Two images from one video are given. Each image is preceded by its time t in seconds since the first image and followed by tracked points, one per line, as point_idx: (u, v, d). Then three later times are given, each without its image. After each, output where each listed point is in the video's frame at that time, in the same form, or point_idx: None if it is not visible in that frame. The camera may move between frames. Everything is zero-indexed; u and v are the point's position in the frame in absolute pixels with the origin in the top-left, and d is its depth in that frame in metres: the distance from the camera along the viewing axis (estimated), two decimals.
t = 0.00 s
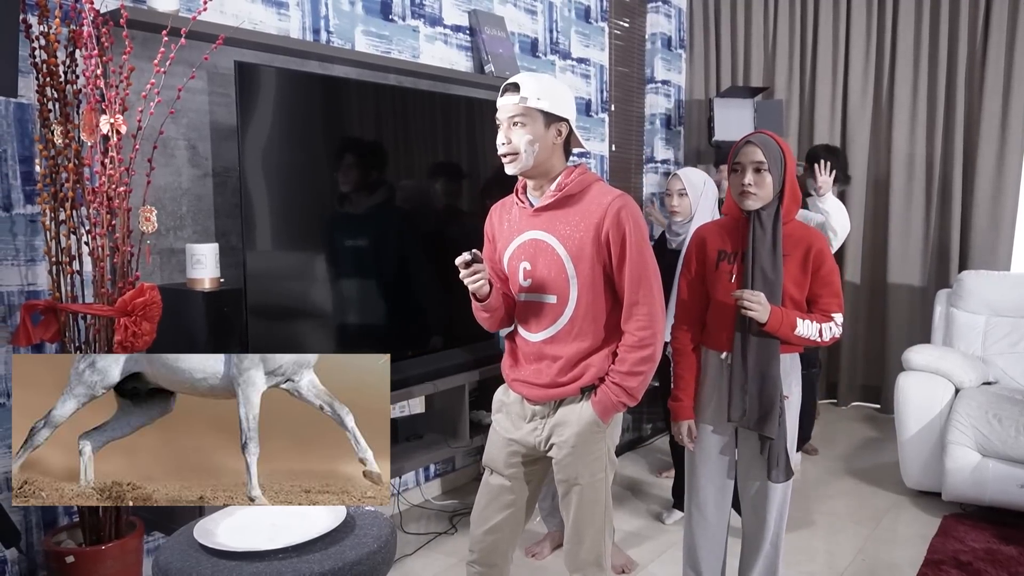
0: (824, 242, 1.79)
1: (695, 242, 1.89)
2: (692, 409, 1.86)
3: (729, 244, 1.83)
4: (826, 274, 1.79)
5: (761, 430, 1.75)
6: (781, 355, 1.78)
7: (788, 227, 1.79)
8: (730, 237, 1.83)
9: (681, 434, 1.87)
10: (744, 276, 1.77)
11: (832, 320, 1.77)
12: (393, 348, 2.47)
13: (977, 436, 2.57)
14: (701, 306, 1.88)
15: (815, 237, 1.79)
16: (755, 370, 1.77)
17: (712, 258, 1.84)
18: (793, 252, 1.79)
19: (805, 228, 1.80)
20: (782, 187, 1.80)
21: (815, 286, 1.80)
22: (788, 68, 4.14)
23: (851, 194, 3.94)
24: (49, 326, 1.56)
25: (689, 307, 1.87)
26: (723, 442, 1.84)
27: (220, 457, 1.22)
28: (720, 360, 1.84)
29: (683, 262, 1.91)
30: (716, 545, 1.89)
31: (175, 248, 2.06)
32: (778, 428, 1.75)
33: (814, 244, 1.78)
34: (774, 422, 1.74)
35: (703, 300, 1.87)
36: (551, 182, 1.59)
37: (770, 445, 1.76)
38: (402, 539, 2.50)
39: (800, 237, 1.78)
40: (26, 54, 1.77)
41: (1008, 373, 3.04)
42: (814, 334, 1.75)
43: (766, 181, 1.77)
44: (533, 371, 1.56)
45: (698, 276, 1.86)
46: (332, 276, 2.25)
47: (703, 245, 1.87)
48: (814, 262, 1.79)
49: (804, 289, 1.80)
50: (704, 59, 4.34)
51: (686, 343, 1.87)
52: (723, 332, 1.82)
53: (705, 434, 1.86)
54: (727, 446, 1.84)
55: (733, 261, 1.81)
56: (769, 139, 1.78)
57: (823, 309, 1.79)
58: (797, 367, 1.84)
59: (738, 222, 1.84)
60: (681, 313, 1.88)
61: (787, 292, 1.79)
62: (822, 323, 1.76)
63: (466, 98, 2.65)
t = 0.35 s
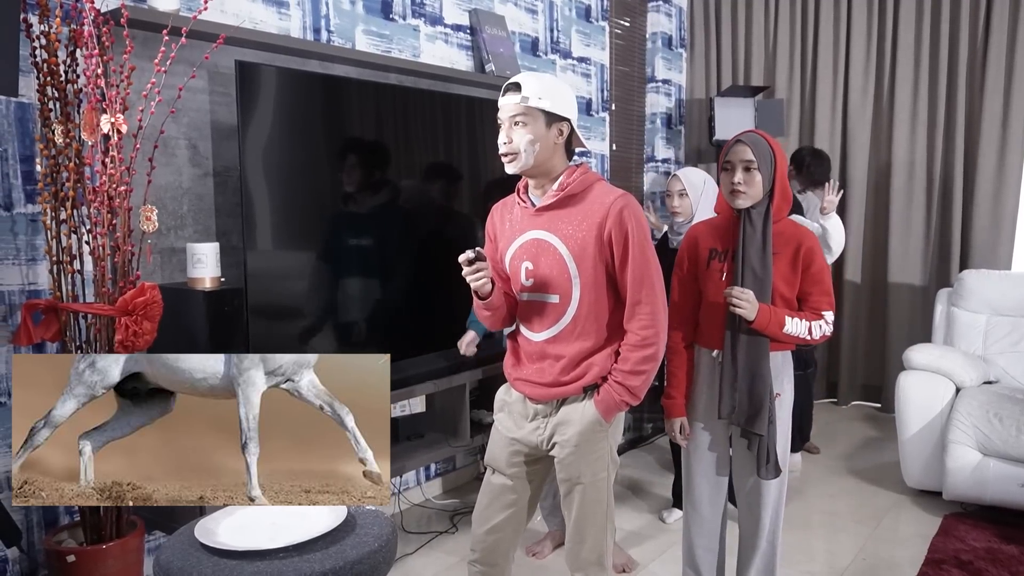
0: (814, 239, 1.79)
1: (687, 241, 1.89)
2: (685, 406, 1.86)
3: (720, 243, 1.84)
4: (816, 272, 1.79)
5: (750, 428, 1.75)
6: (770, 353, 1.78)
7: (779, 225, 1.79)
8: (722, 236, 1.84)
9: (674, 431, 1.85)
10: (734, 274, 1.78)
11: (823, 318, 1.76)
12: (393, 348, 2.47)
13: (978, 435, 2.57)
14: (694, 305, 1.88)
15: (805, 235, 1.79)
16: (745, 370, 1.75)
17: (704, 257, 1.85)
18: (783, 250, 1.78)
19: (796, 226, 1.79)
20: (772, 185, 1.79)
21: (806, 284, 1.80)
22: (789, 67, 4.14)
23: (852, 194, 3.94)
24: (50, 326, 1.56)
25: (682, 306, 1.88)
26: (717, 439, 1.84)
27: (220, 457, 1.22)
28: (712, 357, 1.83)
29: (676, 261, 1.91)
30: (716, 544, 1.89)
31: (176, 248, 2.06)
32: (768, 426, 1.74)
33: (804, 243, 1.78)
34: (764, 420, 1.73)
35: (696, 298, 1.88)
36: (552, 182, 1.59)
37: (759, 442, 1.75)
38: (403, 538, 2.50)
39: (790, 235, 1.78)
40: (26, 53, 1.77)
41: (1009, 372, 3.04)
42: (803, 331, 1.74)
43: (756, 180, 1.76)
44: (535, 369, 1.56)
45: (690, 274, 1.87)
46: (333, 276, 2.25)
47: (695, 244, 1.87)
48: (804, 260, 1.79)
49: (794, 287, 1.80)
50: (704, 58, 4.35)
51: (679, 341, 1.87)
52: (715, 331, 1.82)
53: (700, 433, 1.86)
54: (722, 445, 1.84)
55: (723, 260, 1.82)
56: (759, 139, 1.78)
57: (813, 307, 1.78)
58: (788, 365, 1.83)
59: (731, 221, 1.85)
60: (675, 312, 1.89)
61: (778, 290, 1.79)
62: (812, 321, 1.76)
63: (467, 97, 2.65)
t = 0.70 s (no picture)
0: (805, 237, 1.79)
1: (680, 240, 1.89)
2: (678, 405, 1.85)
3: (712, 242, 1.84)
4: (807, 271, 1.79)
5: (742, 426, 1.74)
6: (761, 352, 1.77)
7: (771, 224, 1.79)
8: (715, 235, 1.84)
9: (667, 430, 1.85)
10: (726, 273, 1.78)
11: (815, 316, 1.77)
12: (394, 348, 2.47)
13: (979, 435, 2.57)
14: (688, 303, 1.89)
15: (796, 233, 1.79)
16: (737, 368, 1.76)
17: (697, 256, 1.85)
18: (775, 249, 1.78)
19: (787, 225, 1.80)
20: (764, 185, 1.79)
21: (798, 282, 1.80)
22: (790, 67, 4.14)
23: (852, 193, 3.95)
24: (50, 326, 1.56)
25: (676, 306, 1.89)
26: (712, 439, 1.84)
27: (220, 457, 1.22)
28: (706, 356, 1.83)
29: (670, 261, 1.92)
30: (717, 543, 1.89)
31: (176, 247, 2.06)
32: (760, 423, 1.73)
33: (796, 241, 1.78)
34: (756, 418, 1.72)
35: (688, 298, 1.88)
36: (548, 183, 1.59)
37: (752, 439, 1.75)
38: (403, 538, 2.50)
39: (781, 233, 1.78)
40: (27, 53, 1.77)
41: (1009, 372, 3.04)
42: (795, 330, 1.74)
43: (747, 179, 1.76)
44: (536, 370, 1.56)
45: (683, 273, 1.88)
46: (334, 275, 2.25)
47: (688, 243, 1.88)
48: (795, 259, 1.79)
49: (785, 286, 1.80)
50: (705, 58, 4.35)
51: (673, 341, 1.87)
52: (707, 329, 1.83)
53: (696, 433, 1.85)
54: (716, 444, 1.83)
55: (716, 259, 1.82)
56: (751, 139, 1.78)
57: (805, 306, 1.79)
58: (781, 363, 1.84)
59: (723, 220, 1.84)
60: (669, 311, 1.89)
61: (769, 288, 1.79)
62: (803, 320, 1.75)
63: (467, 97, 2.65)
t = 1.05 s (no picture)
0: (801, 237, 1.80)
1: (675, 240, 1.89)
2: (676, 404, 1.85)
3: (708, 241, 1.83)
4: (803, 269, 1.79)
5: (741, 424, 1.74)
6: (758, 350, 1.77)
7: (767, 223, 1.78)
8: (711, 234, 1.84)
9: (664, 430, 1.85)
10: (723, 273, 1.77)
11: (810, 314, 1.78)
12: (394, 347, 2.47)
13: (979, 434, 2.57)
14: (684, 302, 1.88)
15: (792, 232, 1.79)
16: (736, 367, 1.75)
17: (693, 255, 1.84)
18: (770, 248, 1.79)
19: (783, 224, 1.80)
20: (759, 184, 1.79)
21: (794, 281, 1.81)
22: (790, 67, 4.14)
23: (852, 193, 3.95)
24: (50, 326, 1.56)
25: (672, 307, 1.87)
26: (711, 437, 1.84)
27: (220, 458, 1.22)
28: (703, 355, 1.83)
29: (665, 261, 1.91)
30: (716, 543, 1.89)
31: (176, 247, 2.06)
32: (759, 422, 1.74)
33: (791, 240, 1.78)
34: (755, 416, 1.73)
35: (685, 298, 1.88)
36: (540, 179, 1.58)
37: (750, 438, 1.75)
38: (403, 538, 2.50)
39: (778, 232, 1.78)
40: (26, 53, 1.77)
41: (1009, 371, 3.04)
42: (792, 328, 1.75)
43: (744, 178, 1.75)
44: (524, 369, 1.56)
45: (679, 273, 1.87)
46: (334, 274, 2.25)
47: (683, 242, 1.87)
48: (791, 257, 1.79)
49: (782, 284, 1.80)
50: (705, 58, 4.35)
51: (670, 340, 1.86)
52: (705, 327, 1.82)
53: (694, 434, 1.85)
54: (715, 443, 1.84)
55: (713, 258, 1.82)
56: (747, 139, 1.77)
57: (801, 304, 1.79)
58: (778, 363, 1.83)
59: (719, 218, 1.84)
60: (665, 310, 1.88)
61: (766, 287, 1.79)
62: (800, 317, 1.76)
63: (467, 96, 2.64)
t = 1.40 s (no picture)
0: (798, 236, 1.79)
1: (672, 240, 1.89)
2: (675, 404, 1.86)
3: (706, 241, 1.84)
4: (800, 268, 1.79)
5: (742, 422, 1.74)
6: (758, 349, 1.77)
7: (764, 223, 1.78)
8: (708, 234, 1.84)
9: (663, 430, 1.86)
10: (720, 272, 1.77)
11: (808, 312, 1.78)
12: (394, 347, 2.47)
13: (979, 434, 2.57)
14: (683, 302, 1.89)
15: (789, 231, 1.79)
16: (735, 367, 1.75)
17: (690, 255, 1.85)
18: (767, 248, 1.78)
19: (781, 224, 1.79)
20: (757, 184, 1.79)
21: (791, 279, 1.80)
22: (790, 67, 4.14)
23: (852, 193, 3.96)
24: (50, 326, 1.56)
25: (671, 308, 1.88)
26: (710, 437, 1.84)
27: (220, 457, 1.22)
28: (702, 355, 1.83)
29: (663, 261, 1.92)
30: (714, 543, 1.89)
31: (176, 247, 2.06)
32: (759, 421, 1.74)
33: (788, 240, 1.78)
34: (755, 415, 1.73)
35: (683, 299, 1.89)
36: (523, 172, 1.55)
37: (750, 437, 1.75)
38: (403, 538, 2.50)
39: (775, 231, 1.78)
40: (26, 53, 1.77)
41: (1009, 371, 3.04)
42: (790, 327, 1.75)
43: (741, 178, 1.75)
44: (493, 365, 1.51)
45: (677, 273, 1.88)
46: (333, 274, 2.25)
47: (681, 243, 1.88)
48: (789, 257, 1.79)
49: (779, 283, 1.80)
50: (704, 59, 4.36)
51: (667, 341, 1.86)
52: (703, 327, 1.82)
53: (694, 433, 1.85)
54: (714, 442, 1.84)
55: (710, 257, 1.82)
56: (744, 139, 1.77)
57: (798, 302, 1.79)
58: (776, 362, 1.83)
59: (716, 219, 1.84)
60: (664, 311, 1.88)
61: (764, 286, 1.79)
62: (798, 316, 1.76)
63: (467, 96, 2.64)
